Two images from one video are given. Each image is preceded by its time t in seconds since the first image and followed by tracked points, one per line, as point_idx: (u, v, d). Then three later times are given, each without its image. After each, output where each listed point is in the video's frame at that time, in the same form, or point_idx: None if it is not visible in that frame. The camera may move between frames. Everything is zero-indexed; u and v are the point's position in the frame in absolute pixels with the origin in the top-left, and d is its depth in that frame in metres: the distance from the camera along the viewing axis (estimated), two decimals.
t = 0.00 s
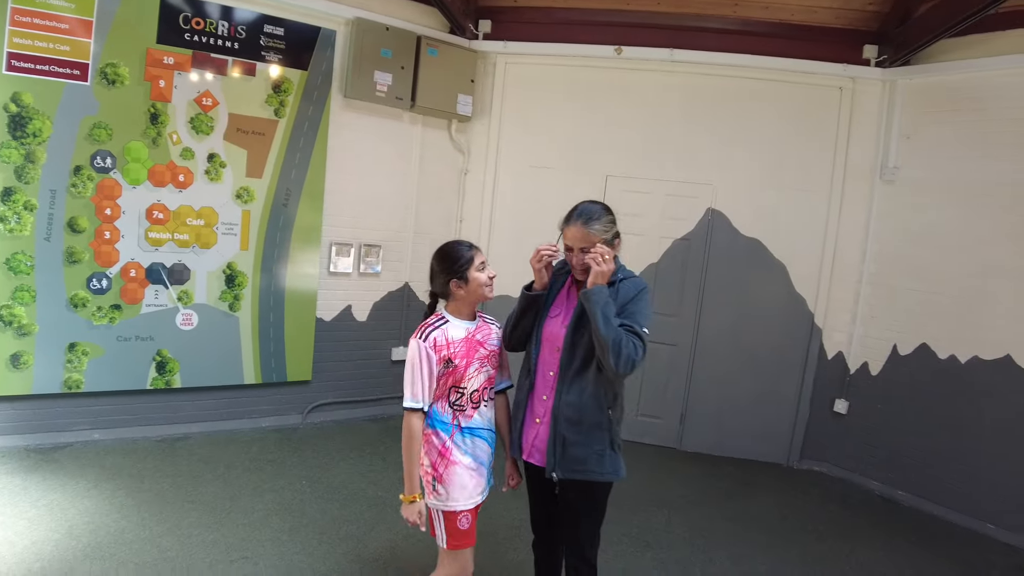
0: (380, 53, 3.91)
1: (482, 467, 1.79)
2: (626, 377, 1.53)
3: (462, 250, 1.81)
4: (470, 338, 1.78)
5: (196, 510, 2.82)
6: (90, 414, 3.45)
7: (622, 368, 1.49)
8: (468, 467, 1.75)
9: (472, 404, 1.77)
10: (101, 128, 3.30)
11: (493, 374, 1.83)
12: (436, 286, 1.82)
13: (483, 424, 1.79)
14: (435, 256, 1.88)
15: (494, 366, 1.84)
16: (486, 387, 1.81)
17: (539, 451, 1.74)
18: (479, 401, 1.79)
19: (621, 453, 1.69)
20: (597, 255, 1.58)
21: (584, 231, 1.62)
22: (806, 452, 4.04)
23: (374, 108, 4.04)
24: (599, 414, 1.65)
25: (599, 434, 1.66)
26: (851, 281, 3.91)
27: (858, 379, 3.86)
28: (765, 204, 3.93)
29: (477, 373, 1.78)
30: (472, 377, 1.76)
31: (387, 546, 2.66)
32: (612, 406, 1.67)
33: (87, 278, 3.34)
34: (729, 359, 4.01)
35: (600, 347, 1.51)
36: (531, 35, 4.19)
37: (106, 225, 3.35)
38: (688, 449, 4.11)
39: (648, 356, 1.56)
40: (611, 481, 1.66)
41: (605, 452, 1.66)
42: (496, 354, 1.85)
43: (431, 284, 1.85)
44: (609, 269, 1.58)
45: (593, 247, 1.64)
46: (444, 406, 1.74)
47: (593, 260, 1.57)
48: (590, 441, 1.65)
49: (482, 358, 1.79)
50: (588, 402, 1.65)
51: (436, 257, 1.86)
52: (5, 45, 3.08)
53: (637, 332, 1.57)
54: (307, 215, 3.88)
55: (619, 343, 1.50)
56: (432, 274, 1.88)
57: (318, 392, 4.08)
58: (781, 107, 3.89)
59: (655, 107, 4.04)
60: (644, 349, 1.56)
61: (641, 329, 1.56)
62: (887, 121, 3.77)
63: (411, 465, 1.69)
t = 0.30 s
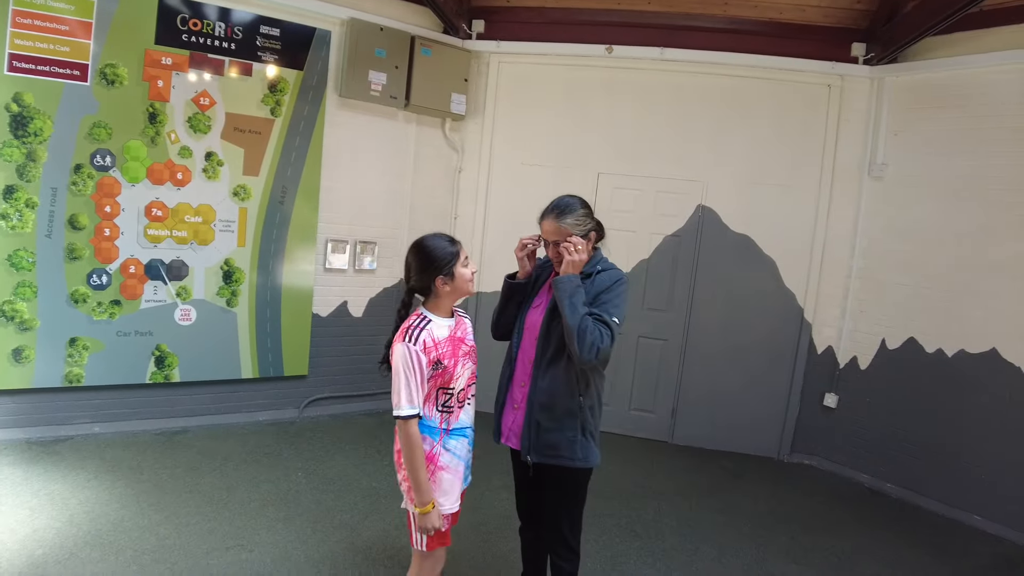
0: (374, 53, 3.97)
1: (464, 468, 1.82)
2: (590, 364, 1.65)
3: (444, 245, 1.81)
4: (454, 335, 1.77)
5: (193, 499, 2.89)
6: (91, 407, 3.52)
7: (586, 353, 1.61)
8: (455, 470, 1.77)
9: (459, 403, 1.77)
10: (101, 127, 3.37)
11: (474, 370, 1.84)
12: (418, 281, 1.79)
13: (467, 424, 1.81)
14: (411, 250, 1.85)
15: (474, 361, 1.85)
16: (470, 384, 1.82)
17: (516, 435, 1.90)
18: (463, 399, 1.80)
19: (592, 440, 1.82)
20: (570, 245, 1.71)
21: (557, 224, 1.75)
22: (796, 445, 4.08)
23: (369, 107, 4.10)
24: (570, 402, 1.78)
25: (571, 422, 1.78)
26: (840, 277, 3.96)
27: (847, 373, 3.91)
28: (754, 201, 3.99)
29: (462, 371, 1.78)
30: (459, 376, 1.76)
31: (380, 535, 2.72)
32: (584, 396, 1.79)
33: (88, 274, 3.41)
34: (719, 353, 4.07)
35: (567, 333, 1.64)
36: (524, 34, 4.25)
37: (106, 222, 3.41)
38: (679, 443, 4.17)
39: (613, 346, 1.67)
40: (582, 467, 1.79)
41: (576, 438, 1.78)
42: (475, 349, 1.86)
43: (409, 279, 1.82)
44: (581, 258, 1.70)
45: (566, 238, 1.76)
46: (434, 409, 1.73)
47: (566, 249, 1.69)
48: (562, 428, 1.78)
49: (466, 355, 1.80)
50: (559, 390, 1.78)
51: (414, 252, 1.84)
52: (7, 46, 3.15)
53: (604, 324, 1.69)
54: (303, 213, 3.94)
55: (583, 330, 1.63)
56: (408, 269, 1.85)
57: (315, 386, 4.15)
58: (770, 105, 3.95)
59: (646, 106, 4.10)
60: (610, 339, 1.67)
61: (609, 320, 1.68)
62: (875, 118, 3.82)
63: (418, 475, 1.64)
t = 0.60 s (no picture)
0: (377, 52, 4.04)
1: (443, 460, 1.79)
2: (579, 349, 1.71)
3: (439, 237, 1.74)
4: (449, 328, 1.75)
5: (199, 487, 2.97)
6: (100, 399, 3.61)
7: (574, 337, 1.67)
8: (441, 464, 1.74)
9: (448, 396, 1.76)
10: (111, 126, 3.45)
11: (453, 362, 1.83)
12: (413, 276, 1.71)
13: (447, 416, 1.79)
14: (401, 242, 1.76)
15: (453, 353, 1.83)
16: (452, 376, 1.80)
17: (509, 420, 1.96)
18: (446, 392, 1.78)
19: (583, 426, 1.89)
20: (561, 232, 1.79)
21: (548, 212, 1.83)
22: (794, 439, 4.13)
23: (372, 106, 4.17)
24: (560, 388, 1.86)
25: (561, 407, 1.87)
26: (837, 272, 4.01)
27: (844, 367, 3.95)
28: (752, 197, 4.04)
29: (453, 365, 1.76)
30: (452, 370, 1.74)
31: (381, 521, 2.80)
32: (574, 382, 1.88)
33: (98, 268, 3.49)
34: (717, 347, 4.12)
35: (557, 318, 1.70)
36: (524, 33, 4.30)
37: (115, 218, 3.49)
38: (678, 436, 4.22)
39: (599, 332, 1.73)
40: (572, 452, 1.86)
41: (566, 423, 1.86)
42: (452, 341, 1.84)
43: (403, 273, 1.74)
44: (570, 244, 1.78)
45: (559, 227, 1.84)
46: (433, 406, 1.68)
47: (557, 236, 1.77)
48: (553, 412, 1.86)
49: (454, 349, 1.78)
50: (550, 375, 1.87)
51: (405, 243, 1.75)
52: (19, 47, 3.23)
53: (592, 311, 1.76)
54: (308, 210, 4.01)
55: (572, 315, 1.69)
56: (398, 263, 1.76)
57: (319, 379, 4.22)
58: (767, 102, 4.00)
59: (645, 104, 4.15)
60: (597, 326, 1.74)
61: (596, 309, 1.75)
62: (872, 115, 3.86)
63: (423, 476, 1.59)
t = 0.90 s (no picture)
0: (389, 55, 4.12)
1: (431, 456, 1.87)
2: (584, 323, 1.80)
3: (430, 240, 1.82)
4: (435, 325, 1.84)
5: (217, 478, 3.09)
6: (121, 393, 3.73)
7: (579, 309, 1.77)
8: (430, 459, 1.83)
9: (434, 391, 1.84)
10: (131, 129, 3.56)
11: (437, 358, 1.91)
12: (402, 275, 1.79)
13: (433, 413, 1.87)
14: (392, 242, 1.84)
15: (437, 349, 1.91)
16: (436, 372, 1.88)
17: (519, 413, 2.05)
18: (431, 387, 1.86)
19: (592, 413, 2.00)
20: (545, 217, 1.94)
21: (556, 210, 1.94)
22: (799, 436, 4.17)
23: (384, 108, 4.26)
24: (570, 377, 1.97)
25: (571, 395, 1.97)
26: (842, 271, 4.05)
27: (849, 365, 3.99)
28: (758, 196, 4.09)
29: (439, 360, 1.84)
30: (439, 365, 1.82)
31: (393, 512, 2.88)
32: (581, 370, 1.98)
33: (119, 266, 3.61)
34: (723, 345, 4.17)
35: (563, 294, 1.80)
36: (533, 36, 4.37)
37: (136, 218, 3.61)
38: (685, 432, 4.28)
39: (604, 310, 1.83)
40: (582, 438, 1.96)
41: (577, 412, 1.96)
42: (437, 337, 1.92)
43: (392, 271, 1.81)
44: (557, 224, 1.91)
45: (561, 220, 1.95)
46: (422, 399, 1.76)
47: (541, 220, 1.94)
48: (564, 401, 1.96)
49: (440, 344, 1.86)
50: (559, 367, 1.97)
51: (396, 243, 1.83)
52: (44, 53, 3.36)
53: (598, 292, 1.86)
54: (321, 210, 4.11)
55: (579, 290, 1.79)
56: (388, 262, 1.84)
57: (332, 374, 4.32)
58: (772, 102, 4.04)
59: (651, 104, 4.21)
60: (602, 304, 1.83)
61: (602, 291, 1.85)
62: (877, 114, 3.90)
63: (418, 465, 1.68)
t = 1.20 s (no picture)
0: (404, 60, 4.21)
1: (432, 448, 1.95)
2: (597, 296, 1.91)
3: (421, 235, 1.89)
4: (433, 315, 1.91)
5: (238, 470, 3.20)
6: (144, 389, 3.85)
7: (592, 280, 1.89)
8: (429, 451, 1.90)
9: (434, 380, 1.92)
10: (154, 133, 3.68)
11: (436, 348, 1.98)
12: (395, 268, 1.87)
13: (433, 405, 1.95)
14: (385, 238, 1.90)
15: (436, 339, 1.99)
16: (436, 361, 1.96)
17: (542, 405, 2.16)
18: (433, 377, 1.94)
19: (616, 399, 2.13)
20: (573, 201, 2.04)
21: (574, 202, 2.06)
22: (809, 434, 4.21)
23: (399, 111, 4.35)
24: (594, 364, 2.09)
25: (598, 382, 2.09)
26: (851, 270, 4.07)
27: (859, 363, 4.02)
28: (767, 196, 4.13)
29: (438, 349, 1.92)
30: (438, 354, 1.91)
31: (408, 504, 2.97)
32: (602, 357, 2.12)
33: (143, 266, 3.73)
34: (734, 343, 4.21)
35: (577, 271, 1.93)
36: (544, 39, 4.44)
37: (159, 219, 3.72)
38: (695, 430, 4.33)
39: (617, 288, 1.94)
40: (613, 422, 2.08)
41: (605, 397, 2.09)
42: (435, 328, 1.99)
43: (385, 265, 1.90)
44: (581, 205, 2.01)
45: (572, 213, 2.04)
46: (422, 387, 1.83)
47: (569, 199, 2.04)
48: (592, 389, 2.07)
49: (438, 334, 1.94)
50: (580, 356, 2.09)
51: (389, 240, 1.90)
52: (71, 61, 3.48)
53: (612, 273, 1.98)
54: (338, 211, 4.20)
55: (594, 265, 1.91)
56: (382, 256, 1.91)
57: (349, 371, 4.41)
58: (782, 103, 4.08)
59: (661, 106, 4.27)
60: (616, 283, 1.95)
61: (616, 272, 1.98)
62: (886, 114, 3.92)
63: (411, 450, 1.74)
